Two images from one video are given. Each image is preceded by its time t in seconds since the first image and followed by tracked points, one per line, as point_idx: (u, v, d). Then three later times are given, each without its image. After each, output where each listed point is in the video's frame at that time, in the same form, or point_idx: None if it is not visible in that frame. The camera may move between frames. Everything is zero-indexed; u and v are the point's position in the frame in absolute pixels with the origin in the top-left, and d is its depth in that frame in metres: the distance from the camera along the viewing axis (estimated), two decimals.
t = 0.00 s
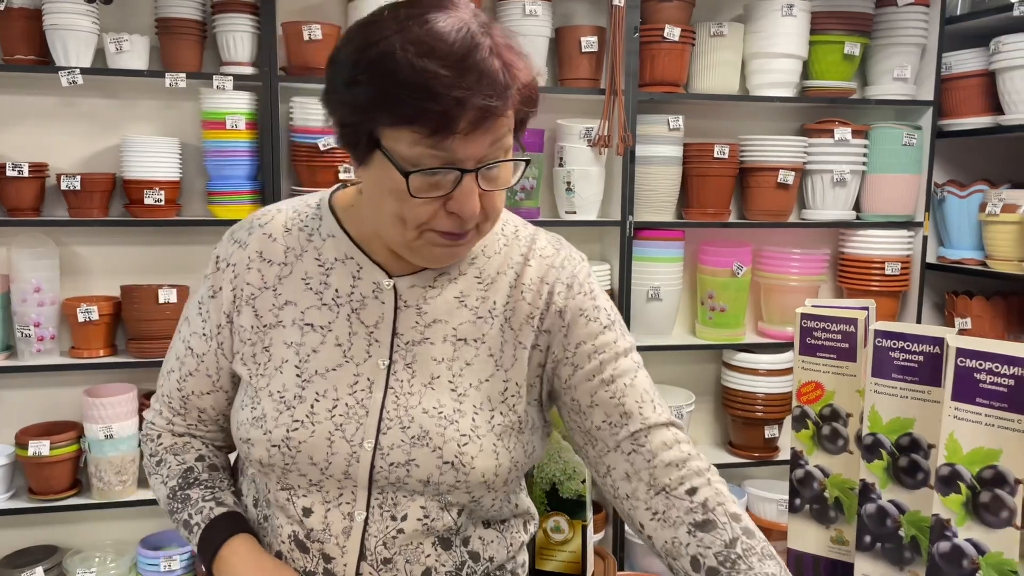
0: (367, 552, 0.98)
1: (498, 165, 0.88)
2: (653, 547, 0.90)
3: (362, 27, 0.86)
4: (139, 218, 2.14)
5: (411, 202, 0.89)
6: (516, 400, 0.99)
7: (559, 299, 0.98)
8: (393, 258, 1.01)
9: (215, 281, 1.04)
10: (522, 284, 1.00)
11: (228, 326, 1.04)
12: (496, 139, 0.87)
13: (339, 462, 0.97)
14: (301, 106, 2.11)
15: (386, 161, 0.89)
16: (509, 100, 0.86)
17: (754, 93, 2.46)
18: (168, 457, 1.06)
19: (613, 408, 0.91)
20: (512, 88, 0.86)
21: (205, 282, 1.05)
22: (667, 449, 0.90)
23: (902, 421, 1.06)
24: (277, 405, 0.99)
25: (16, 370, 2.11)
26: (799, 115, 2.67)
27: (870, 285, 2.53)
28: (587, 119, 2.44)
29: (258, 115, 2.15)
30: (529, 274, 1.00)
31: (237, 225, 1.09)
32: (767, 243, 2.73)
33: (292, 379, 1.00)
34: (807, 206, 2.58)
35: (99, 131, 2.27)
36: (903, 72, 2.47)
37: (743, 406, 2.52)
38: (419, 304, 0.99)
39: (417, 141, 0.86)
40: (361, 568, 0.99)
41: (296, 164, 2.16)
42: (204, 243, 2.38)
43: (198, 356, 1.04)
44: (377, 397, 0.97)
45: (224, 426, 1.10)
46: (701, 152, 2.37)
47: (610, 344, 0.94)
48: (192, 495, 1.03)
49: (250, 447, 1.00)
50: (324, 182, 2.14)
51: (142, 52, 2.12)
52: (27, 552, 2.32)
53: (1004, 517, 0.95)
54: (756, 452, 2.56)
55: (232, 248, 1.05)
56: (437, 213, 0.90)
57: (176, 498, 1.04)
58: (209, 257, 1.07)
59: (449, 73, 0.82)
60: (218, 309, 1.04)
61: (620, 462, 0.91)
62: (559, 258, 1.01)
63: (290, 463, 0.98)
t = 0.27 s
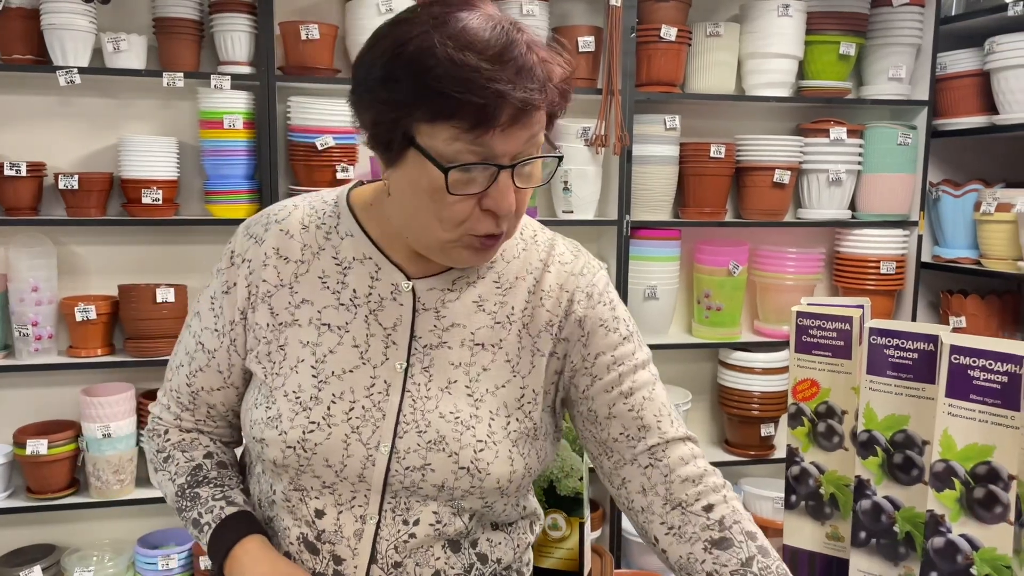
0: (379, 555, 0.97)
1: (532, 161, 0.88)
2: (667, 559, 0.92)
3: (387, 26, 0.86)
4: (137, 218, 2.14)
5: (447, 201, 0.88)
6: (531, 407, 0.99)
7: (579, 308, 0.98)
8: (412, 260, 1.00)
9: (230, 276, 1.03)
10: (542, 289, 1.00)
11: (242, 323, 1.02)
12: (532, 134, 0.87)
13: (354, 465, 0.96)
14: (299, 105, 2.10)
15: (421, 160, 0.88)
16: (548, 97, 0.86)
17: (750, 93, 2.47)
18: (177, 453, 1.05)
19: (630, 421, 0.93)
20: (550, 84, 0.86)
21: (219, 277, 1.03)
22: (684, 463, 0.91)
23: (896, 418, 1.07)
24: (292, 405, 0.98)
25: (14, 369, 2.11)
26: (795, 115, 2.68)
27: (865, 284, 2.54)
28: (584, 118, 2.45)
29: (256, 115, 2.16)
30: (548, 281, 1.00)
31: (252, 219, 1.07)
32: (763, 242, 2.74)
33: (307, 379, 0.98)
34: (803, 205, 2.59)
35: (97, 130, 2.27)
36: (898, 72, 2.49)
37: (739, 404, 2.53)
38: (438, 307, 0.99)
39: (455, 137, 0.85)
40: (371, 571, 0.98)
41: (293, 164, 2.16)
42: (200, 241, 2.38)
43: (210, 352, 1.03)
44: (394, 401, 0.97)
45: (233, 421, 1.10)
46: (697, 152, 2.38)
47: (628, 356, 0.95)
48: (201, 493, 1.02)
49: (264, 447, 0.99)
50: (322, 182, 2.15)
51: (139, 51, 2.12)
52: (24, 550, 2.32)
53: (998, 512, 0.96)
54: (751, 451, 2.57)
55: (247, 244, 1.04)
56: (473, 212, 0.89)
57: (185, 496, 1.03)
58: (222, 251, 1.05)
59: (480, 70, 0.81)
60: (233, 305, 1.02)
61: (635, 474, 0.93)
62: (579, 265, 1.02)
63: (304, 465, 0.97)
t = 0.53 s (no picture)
0: (383, 555, 0.98)
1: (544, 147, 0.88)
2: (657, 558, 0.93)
3: (386, 26, 0.87)
4: (136, 218, 2.15)
5: (463, 190, 0.87)
6: (534, 405, 1.00)
7: (578, 307, 1.00)
8: (411, 258, 1.01)
9: (229, 278, 1.03)
10: (541, 288, 1.01)
11: (242, 324, 1.02)
12: (542, 120, 0.87)
13: (359, 465, 0.97)
14: (298, 105, 2.11)
15: (435, 150, 0.87)
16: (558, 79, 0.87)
17: (746, 94, 2.48)
18: (175, 456, 1.04)
19: (625, 420, 0.94)
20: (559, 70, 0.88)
21: (218, 279, 1.03)
22: (676, 463, 0.92)
23: (889, 416, 1.08)
24: (296, 407, 0.98)
25: (13, 369, 2.11)
26: (791, 116, 2.69)
27: (861, 284, 2.55)
28: (582, 119, 2.46)
29: (254, 115, 2.16)
30: (547, 280, 1.02)
31: (250, 220, 1.07)
32: (760, 242, 2.75)
33: (311, 380, 0.99)
34: (799, 206, 2.60)
35: (95, 131, 2.28)
36: (894, 73, 2.50)
37: (736, 403, 2.54)
38: (440, 306, 1.00)
39: (472, 125, 0.84)
40: (375, 571, 0.98)
41: (292, 164, 2.17)
42: (199, 241, 2.38)
43: (209, 354, 1.03)
44: (398, 401, 0.97)
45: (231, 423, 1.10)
46: (694, 153, 2.39)
47: (625, 355, 0.97)
48: (202, 496, 1.02)
49: (267, 449, 0.99)
50: (319, 182, 2.16)
51: (138, 52, 2.12)
52: (23, 550, 2.32)
53: (989, 510, 0.96)
54: (748, 450, 2.58)
55: (246, 245, 1.04)
56: (487, 201, 0.88)
57: (185, 499, 1.02)
58: (220, 252, 1.05)
59: (483, 59, 0.82)
60: (233, 306, 1.02)
61: (630, 474, 0.94)
62: (576, 264, 1.03)
63: (308, 466, 0.98)
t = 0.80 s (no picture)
0: (380, 548, 0.99)
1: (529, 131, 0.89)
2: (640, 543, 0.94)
3: (373, 25, 0.88)
4: (136, 219, 2.16)
5: (453, 175, 0.88)
6: (524, 394, 1.01)
7: (563, 299, 1.01)
8: (400, 252, 1.03)
9: (217, 278, 1.04)
10: (528, 279, 1.02)
11: (233, 323, 1.03)
12: (526, 104, 0.88)
13: (354, 458, 0.98)
14: (296, 107, 2.12)
15: (424, 138, 0.87)
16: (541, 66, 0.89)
17: (744, 95, 2.49)
18: (168, 459, 1.05)
19: (608, 409, 0.95)
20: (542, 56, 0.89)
21: (207, 280, 1.04)
22: (659, 452, 0.93)
23: (880, 415, 1.09)
24: (290, 402, 0.99)
25: (13, 368, 2.13)
26: (789, 117, 2.70)
27: (858, 284, 2.56)
28: (579, 120, 2.47)
29: (253, 116, 2.17)
30: (533, 270, 1.03)
31: (237, 221, 1.08)
32: (757, 243, 2.76)
33: (303, 375, 1.00)
34: (797, 206, 2.61)
35: (95, 132, 2.29)
36: (890, 75, 2.51)
37: (733, 403, 2.55)
38: (429, 299, 1.01)
39: (459, 110, 0.85)
40: (373, 564, 0.99)
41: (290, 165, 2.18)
42: (198, 242, 2.40)
43: (199, 355, 1.03)
44: (390, 393, 0.98)
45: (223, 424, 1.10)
46: (692, 154, 2.40)
47: (608, 345, 0.98)
48: (196, 497, 1.02)
49: (261, 445, 1.00)
50: (318, 182, 2.17)
51: (138, 54, 2.14)
52: (23, 548, 2.33)
53: (977, 507, 0.98)
54: (745, 450, 2.59)
55: (233, 245, 1.05)
56: (477, 185, 0.89)
57: (180, 500, 1.03)
58: (209, 254, 1.06)
59: (467, 45, 0.83)
60: (222, 306, 1.03)
61: (612, 463, 0.94)
62: (561, 257, 1.05)
63: (303, 460, 0.99)
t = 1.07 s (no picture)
0: (363, 550, 1.00)
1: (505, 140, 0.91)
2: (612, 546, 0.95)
3: (354, 38, 0.89)
4: (134, 224, 2.18)
5: (429, 182, 0.90)
6: (505, 398, 1.03)
7: (543, 304, 1.03)
8: (382, 259, 1.05)
9: (202, 286, 1.06)
10: (508, 284, 1.04)
11: (217, 330, 1.05)
12: (502, 113, 0.90)
13: (336, 461, 0.99)
14: (293, 113, 2.15)
15: (401, 146, 0.89)
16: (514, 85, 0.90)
17: (738, 100, 2.50)
18: (153, 464, 1.07)
19: (584, 414, 0.97)
20: (515, 68, 0.91)
21: (191, 288, 1.06)
22: (632, 456, 0.95)
23: (861, 421, 1.10)
24: (272, 407, 1.01)
25: (13, 372, 2.15)
26: (783, 122, 2.72)
27: (852, 288, 2.57)
28: (574, 126, 2.49)
29: (250, 122, 2.19)
30: (513, 276, 1.05)
31: (221, 230, 1.10)
32: (752, 247, 2.77)
33: (286, 380, 1.02)
34: (791, 211, 2.62)
35: (94, 138, 2.31)
36: (884, 80, 2.52)
37: (728, 407, 2.56)
38: (410, 304, 1.03)
39: (435, 118, 0.87)
40: (356, 566, 1.01)
41: (287, 171, 2.20)
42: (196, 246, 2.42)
43: (183, 361, 1.05)
44: (372, 397, 1.00)
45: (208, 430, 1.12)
46: (686, 159, 2.42)
47: (586, 350, 1.00)
48: (180, 501, 1.04)
49: (245, 449, 1.02)
50: (314, 188, 2.19)
51: (136, 61, 2.16)
52: (22, 551, 2.36)
53: (955, 513, 0.99)
54: (740, 453, 2.60)
55: (217, 254, 1.07)
56: (453, 192, 0.90)
57: (164, 506, 1.05)
58: (193, 262, 1.08)
59: (443, 55, 0.85)
60: (205, 313, 1.05)
61: (586, 465, 0.96)
62: (540, 263, 1.07)
63: (286, 464, 1.00)
